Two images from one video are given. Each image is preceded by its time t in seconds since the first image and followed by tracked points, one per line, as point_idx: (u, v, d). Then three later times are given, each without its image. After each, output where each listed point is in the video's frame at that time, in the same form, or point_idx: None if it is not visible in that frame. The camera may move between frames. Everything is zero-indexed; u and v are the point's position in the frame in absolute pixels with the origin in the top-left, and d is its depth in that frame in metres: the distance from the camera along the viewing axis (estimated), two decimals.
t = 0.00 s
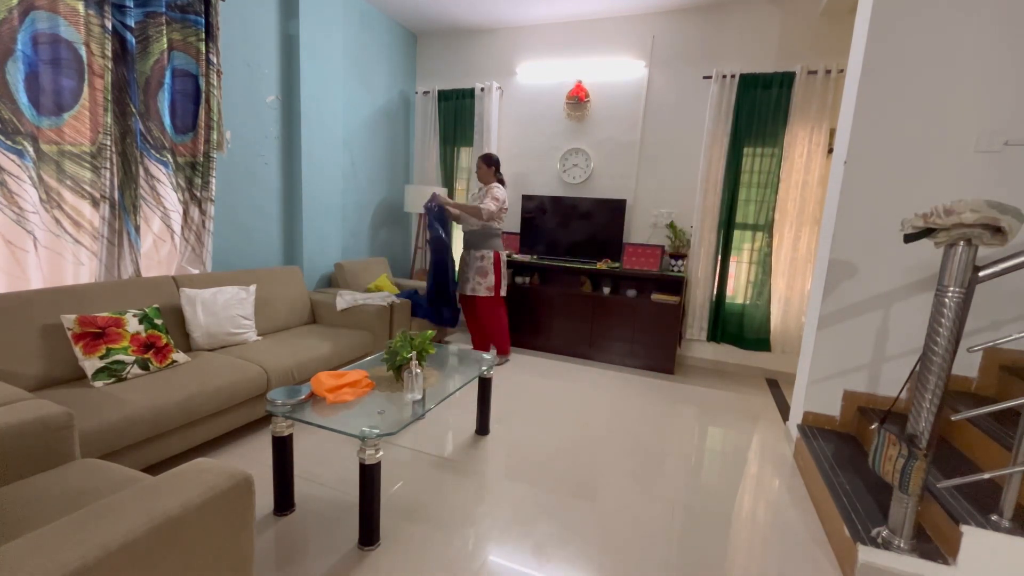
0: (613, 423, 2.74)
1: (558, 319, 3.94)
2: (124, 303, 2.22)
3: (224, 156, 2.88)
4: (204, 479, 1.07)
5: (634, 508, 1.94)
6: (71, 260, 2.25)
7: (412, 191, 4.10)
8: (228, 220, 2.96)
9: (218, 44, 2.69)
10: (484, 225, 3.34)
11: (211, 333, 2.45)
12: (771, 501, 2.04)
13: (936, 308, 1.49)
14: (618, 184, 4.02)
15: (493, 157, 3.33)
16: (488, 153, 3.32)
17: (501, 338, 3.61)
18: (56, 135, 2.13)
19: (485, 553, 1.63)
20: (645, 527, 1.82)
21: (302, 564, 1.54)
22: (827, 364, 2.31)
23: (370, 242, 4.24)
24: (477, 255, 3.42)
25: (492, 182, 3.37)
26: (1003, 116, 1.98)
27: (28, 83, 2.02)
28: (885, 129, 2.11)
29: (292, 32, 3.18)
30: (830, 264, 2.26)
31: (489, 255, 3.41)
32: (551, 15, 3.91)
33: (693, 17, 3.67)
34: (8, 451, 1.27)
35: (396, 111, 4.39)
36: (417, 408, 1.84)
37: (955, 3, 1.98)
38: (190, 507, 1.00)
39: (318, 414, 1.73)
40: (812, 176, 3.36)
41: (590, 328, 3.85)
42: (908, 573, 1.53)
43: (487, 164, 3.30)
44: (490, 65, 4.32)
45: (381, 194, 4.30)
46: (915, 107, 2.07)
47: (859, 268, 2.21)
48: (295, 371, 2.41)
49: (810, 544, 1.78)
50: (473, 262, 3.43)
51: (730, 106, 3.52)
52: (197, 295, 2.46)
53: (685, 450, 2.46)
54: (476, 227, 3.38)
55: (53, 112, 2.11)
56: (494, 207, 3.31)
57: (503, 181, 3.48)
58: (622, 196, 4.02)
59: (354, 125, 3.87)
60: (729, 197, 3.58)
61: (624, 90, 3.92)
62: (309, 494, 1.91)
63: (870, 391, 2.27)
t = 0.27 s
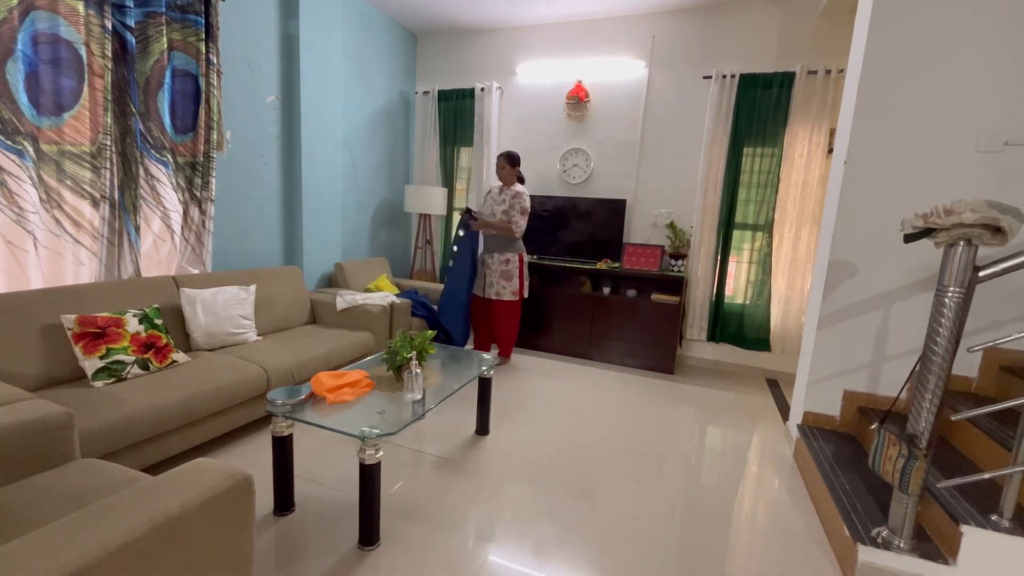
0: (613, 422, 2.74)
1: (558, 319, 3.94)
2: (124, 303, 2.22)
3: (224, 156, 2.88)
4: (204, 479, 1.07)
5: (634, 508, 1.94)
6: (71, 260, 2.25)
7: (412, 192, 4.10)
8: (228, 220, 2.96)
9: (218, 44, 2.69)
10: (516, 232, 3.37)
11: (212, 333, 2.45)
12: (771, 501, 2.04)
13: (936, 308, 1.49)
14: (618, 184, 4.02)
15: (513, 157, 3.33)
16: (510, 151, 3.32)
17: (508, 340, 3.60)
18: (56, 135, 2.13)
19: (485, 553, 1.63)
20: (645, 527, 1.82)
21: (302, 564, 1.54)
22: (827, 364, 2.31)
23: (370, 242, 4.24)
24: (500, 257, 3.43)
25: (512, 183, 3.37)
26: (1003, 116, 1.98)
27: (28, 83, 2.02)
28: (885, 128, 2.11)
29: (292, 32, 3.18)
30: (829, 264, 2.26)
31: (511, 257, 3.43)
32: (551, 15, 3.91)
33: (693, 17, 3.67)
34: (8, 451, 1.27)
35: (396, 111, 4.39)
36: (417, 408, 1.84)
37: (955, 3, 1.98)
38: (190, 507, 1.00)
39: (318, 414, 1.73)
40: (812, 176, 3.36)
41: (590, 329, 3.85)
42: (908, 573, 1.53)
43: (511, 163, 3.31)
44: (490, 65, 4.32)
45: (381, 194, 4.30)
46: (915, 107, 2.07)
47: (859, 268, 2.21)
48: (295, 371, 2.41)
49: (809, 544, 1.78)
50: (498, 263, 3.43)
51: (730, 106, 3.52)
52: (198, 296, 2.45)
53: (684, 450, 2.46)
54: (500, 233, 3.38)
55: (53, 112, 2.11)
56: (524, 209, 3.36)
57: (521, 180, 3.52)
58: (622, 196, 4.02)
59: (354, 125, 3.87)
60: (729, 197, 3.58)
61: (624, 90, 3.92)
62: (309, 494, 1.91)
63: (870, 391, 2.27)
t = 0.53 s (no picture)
0: (613, 422, 2.74)
1: (558, 319, 3.94)
2: (124, 303, 2.22)
3: (224, 155, 2.88)
4: (203, 479, 1.07)
5: (633, 508, 1.94)
6: (71, 260, 2.25)
7: (413, 192, 4.10)
8: (228, 220, 2.96)
9: (218, 44, 2.69)
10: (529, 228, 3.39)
11: (212, 333, 2.45)
12: (771, 501, 2.05)
13: (936, 308, 1.49)
14: (618, 184, 4.02)
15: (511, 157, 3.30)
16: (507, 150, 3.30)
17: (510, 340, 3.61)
18: (56, 135, 2.13)
19: (485, 553, 1.63)
20: (645, 527, 1.82)
21: (302, 564, 1.54)
22: (827, 364, 2.31)
23: (370, 242, 4.24)
24: (507, 258, 3.44)
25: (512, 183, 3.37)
26: (1003, 116, 1.98)
27: (28, 83, 2.02)
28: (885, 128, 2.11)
29: (292, 32, 3.18)
30: (829, 264, 2.26)
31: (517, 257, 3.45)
32: (551, 15, 3.91)
33: (693, 17, 3.67)
34: (7, 451, 1.27)
35: (396, 111, 4.39)
36: (417, 408, 1.84)
37: (955, 3, 1.98)
38: (189, 507, 1.00)
39: (318, 414, 1.73)
40: (812, 176, 3.36)
41: (590, 329, 3.85)
42: (908, 573, 1.53)
43: (509, 163, 3.29)
44: (490, 65, 4.32)
45: (381, 194, 4.30)
46: (915, 107, 2.07)
47: (858, 268, 2.21)
48: (295, 371, 2.41)
49: (809, 544, 1.78)
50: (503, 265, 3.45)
51: (730, 106, 3.52)
52: (198, 296, 2.45)
53: (684, 450, 2.46)
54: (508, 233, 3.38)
55: (53, 113, 2.11)
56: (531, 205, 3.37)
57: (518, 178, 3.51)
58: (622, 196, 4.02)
59: (354, 125, 3.87)
60: (729, 197, 3.59)
61: (624, 90, 3.91)
62: (309, 494, 1.91)
63: (870, 391, 2.27)
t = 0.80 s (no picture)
0: (613, 422, 2.74)
1: (558, 319, 3.94)
2: (124, 303, 2.23)
3: (224, 156, 2.88)
4: (204, 479, 1.07)
5: (633, 508, 1.94)
6: (71, 260, 2.25)
7: (413, 192, 4.10)
8: (228, 220, 2.96)
9: (218, 44, 2.69)
10: (524, 227, 3.36)
11: (211, 333, 2.45)
12: (771, 501, 2.05)
13: (936, 308, 1.49)
14: (618, 184, 4.02)
15: (501, 157, 3.31)
16: (496, 151, 3.32)
17: (508, 340, 3.60)
18: (57, 135, 2.13)
19: (485, 553, 1.63)
20: (645, 527, 1.82)
21: (302, 564, 1.54)
22: (827, 364, 2.31)
23: (370, 242, 4.24)
24: (501, 258, 3.42)
25: (501, 183, 3.37)
26: (1002, 116, 1.98)
27: (28, 83, 2.02)
28: (885, 128, 2.11)
29: (292, 32, 3.18)
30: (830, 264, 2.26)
31: (510, 257, 3.43)
32: (551, 15, 3.91)
33: (693, 17, 3.67)
34: (7, 451, 1.27)
35: (396, 111, 4.39)
36: (417, 408, 1.84)
37: (955, 2, 1.98)
38: (189, 507, 1.00)
39: (318, 414, 1.73)
40: (812, 176, 3.36)
41: (590, 329, 3.85)
42: (908, 573, 1.53)
43: (499, 164, 3.31)
44: (490, 65, 4.32)
45: (381, 194, 4.30)
46: (914, 107, 2.07)
47: (858, 268, 2.21)
48: (295, 371, 2.41)
49: (810, 544, 1.78)
50: (495, 265, 3.44)
51: (730, 106, 3.52)
52: (198, 295, 2.46)
53: (684, 450, 2.46)
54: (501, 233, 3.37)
55: (53, 112, 2.11)
56: (523, 204, 3.38)
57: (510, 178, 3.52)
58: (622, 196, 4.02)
59: (354, 125, 3.87)
60: (729, 197, 3.59)
61: (624, 90, 3.92)
62: (309, 494, 1.91)
63: (870, 391, 2.27)
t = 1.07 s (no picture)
0: (613, 422, 2.74)
1: (558, 319, 3.94)
2: (124, 303, 2.23)
3: (224, 155, 2.88)
4: (204, 479, 1.07)
5: (633, 508, 1.94)
6: (71, 260, 2.25)
7: (413, 192, 4.10)
8: (228, 220, 2.96)
9: (218, 44, 2.69)
10: (525, 224, 3.33)
11: (211, 333, 2.45)
12: (771, 501, 2.05)
13: (936, 308, 1.49)
14: (618, 184, 4.02)
15: (499, 157, 3.31)
16: (492, 152, 3.32)
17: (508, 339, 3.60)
18: (57, 135, 2.13)
19: (485, 553, 1.63)
20: (645, 527, 1.82)
21: (302, 564, 1.54)
22: (827, 364, 2.31)
23: (370, 242, 4.24)
24: (500, 258, 3.42)
25: (500, 183, 3.36)
26: (1002, 116, 1.98)
27: (28, 83, 2.02)
28: (885, 128, 2.11)
29: (292, 32, 3.18)
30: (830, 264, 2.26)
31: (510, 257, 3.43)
32: (551, 15, 3.91)
33: (693, 17, 3.67)
34: (7, 451, 1.27)
35: (396, 111, 4.39)
36: (417, 408, 1.84)
37: (955, 3, 1.98)
38: (189, 508, 1.00)
39: (318, 414, 1.73)
40: (812, 176, 3.36)
41: (590, 329, 3.85)
42: (907, 573, 1.53)
43: (496, 164, 3.31)
44: (490, 65, 4.32)
45: (381, 194, 4.30)
46: (914, 107, 2.07)
47: (858, 268, 2.21)
48: (295, 371, 2.41)
49: (810, 544, 1.77)
50: (493, 264, 3.45)
51: (730, 106, 3.52)
52: (197, 295, 2.45)
53: (685, 450, 2.46)
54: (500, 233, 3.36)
55: (53, 113, 2.11)
56: (522, 201, 3.36)
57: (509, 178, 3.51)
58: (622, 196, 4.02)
59: (354, 125, 3.87)
60: (729, 197, 3.58)
61: (624, 90, 3.91)
62: (309, 494, 1.91)
63: (870, 391, 2.27)
